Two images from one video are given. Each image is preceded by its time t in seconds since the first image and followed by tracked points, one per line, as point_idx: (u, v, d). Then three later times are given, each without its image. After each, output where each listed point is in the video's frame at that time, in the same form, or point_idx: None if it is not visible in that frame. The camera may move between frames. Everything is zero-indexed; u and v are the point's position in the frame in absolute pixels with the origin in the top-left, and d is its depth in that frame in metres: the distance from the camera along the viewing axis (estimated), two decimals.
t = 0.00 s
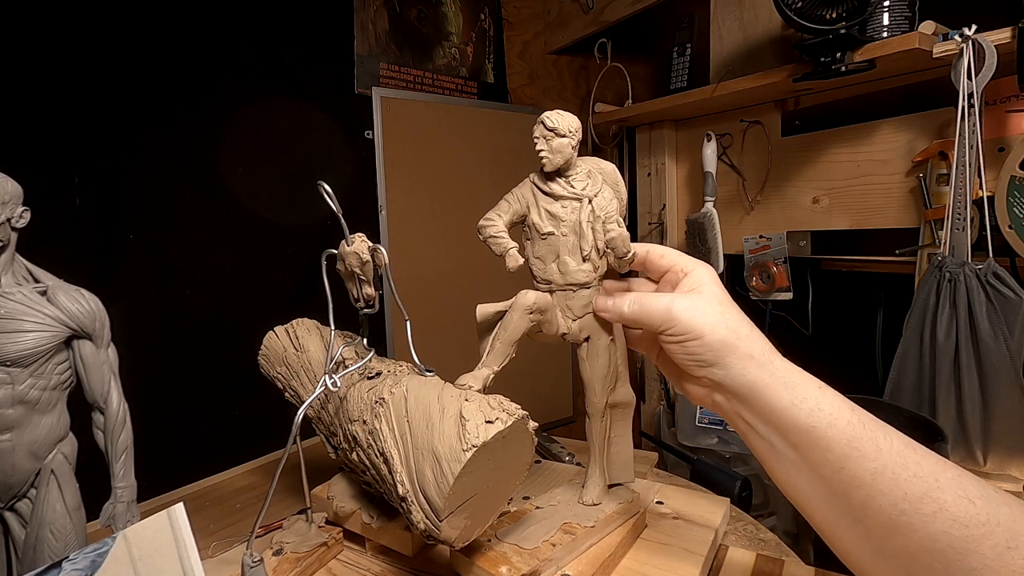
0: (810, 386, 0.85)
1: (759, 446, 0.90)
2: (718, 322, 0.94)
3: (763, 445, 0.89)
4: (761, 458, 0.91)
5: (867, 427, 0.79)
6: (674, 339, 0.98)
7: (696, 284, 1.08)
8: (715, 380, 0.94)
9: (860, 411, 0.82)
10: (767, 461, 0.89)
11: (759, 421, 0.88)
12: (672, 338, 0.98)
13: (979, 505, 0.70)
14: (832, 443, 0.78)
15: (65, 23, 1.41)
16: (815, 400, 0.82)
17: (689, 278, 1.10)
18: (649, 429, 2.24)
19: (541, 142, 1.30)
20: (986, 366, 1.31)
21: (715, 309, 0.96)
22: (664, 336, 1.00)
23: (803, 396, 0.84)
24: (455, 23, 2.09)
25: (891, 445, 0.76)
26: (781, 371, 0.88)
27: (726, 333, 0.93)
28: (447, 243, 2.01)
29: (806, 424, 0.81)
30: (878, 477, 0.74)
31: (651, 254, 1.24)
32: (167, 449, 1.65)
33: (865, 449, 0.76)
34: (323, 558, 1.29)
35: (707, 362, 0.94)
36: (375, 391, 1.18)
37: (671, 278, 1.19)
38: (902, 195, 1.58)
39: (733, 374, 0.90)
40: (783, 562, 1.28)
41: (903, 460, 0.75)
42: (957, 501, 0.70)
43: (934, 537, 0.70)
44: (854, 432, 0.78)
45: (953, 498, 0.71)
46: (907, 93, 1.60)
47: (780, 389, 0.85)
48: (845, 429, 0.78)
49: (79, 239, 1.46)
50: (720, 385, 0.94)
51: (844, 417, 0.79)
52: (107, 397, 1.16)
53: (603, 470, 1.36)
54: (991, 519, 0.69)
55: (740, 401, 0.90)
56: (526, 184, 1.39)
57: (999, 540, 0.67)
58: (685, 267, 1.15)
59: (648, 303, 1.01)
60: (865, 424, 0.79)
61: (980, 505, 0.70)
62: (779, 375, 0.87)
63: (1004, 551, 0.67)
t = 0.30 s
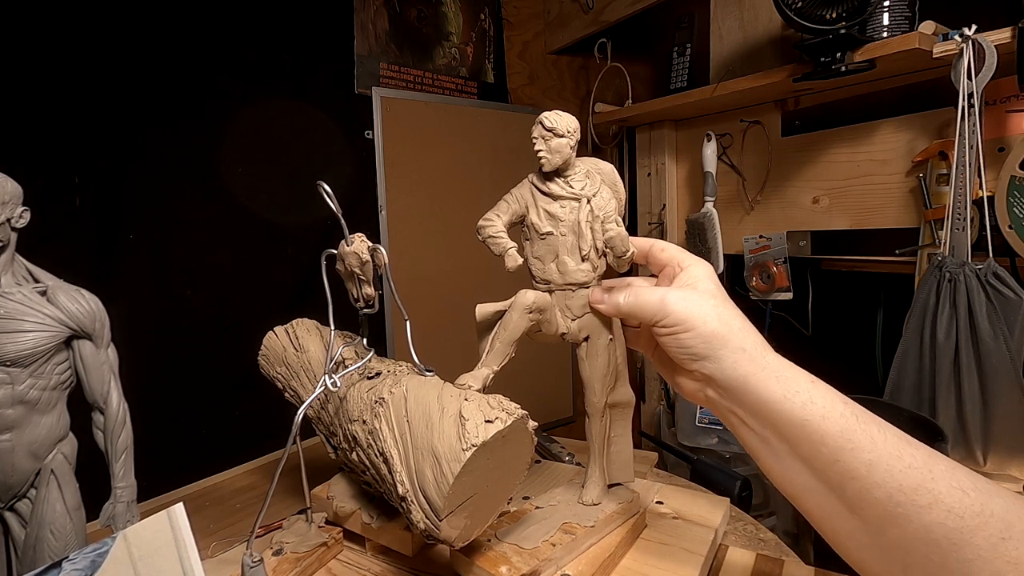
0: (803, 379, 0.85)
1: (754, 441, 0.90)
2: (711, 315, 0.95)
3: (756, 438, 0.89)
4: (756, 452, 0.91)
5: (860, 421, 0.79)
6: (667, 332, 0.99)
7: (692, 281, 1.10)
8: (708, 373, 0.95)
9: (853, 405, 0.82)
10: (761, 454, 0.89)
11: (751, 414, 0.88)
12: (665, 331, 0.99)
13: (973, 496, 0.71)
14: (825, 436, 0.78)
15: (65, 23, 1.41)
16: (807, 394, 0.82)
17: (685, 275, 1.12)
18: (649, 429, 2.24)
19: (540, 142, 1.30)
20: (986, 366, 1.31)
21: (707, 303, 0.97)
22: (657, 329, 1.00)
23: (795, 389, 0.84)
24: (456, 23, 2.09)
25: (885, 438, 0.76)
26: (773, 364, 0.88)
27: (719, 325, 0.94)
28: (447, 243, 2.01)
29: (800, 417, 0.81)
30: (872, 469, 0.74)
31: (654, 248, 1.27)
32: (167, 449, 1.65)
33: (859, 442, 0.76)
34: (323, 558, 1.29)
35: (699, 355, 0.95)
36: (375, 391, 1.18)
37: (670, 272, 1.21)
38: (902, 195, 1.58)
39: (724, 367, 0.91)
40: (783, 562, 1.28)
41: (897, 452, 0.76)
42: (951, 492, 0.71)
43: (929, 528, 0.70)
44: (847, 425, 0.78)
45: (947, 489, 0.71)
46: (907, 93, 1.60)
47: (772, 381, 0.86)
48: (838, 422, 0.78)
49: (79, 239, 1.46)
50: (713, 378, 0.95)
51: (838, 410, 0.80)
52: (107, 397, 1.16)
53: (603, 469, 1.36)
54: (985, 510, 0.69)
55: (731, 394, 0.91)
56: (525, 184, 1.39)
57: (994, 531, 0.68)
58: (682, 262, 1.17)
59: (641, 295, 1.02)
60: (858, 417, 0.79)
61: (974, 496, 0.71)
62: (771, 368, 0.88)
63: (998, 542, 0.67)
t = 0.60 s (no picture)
0: (802, 378, 0.85)
1: (753, 439, 0.90)
2: (710, 314, 0.95)
3: (756, 437, 0.89)
4: (756, 450, 0.91)
5: (859, 420, 0.79)
6: (666, 331, 0.99)
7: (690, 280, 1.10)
8: (707, 372, 0.94)
9: (852, 404, 0.82)
10: (760, 453, 0.89)
11: (751, 413, 0.88)
12: (664, 330, 0.99)
13: (972, 495, 0.71)
14: (823, 435, 0.78)
15: (65, 23, 1.41)
16: (807, 393, 0.82)
17: (683, 274, 1.11)
18: (649, 429, 2.24)
19: (539, 142, 1.30)
20: (986, 366, 1.31)
21: (706, 302, 0.97)
22: (657, 328, 1.00)
23: (795, 388, 0.83)
24: (455, 23, 2.09)
25: (884, 437, 0.76)
26: (772, 363, 0.88)
27: (718, 324, 0.93)
28: (447, 242, 2.01)
29: (798, 416, 0.81)
30: (870, 469, 0.74)
31: (652, 249, 1.25)
32: (167, 448, 1.66)
33: (857, 441, 0.76)
34: (323, 558, 1.29)
35: (699, 354, 0.94)
36: (374, 391, 1.18)
37: (669, 273, 1.20)
38: (902, 195, 1.58)
39: (724, 365, 0.90)
40: (782, 562, 1.28)
41: (896, 451, 0.75)
42: (949, 491, 0.71)
43: (926, 527, 0.70)
44: (846, 424, 0.78)
45: (946, 488, 0.71)
46: (907, 93, 1.59)
47: (772, 380, 0.85)
48: (837, 422, 0.78)
49: (79, 239, 1.46)
50: (712, 377, 0.94)
51: (837, 409, 0.79)
52: (106, 397, 1.16)
53: (603, 469, 1.36)
54: (984, 509, 0.69)
55: (731, 393, 0.90)
56: (524, 184, 1.39)
57: (992, 530, 0.68)
58: (679, 260, 1.17)
59: (639, 295, 1.01)
60: (857, 416, 0.79)
61: (972, 495, 0.70)
62: (771, 366, 0.87)
63: (996, 540, 0.67)
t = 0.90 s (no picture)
0: (815, 374, 0.84)
1: (764, 436, 0.90)
2: (716, 313, 0.94)
3: (768, 435, 0.88)
4: (765, 446, 0.91)
5: (873, 417, 0.78)
6: (674, 335, 0.98)
7: (689, 275, 1.08)
8: (719, 372, 0.94)
9: (863, 399, 0.81)
10: (772, 451, 0.88)
11: (764, 412, 0.87)
12: (671, 334, 0.98)
13: (984, 495, 0.71)
14: (838, 435, 0.77)
15: (65, 23, 1.41)
16: (820, 390, 0.82)
17: (682, 270, 1.10)
18: (649, 429, 2.24)
19: (541, 142, 1.30)
20: (986, 366, 1.31)
21: (711, 300, 0.96)
22: (663, 332, 0.99)
23: (808, 386, 0.83)
24: (455, 23, 2.09)
25: (896, 436, 0.76)
26: (784, 359, 0.87)
27: (725, 324, 0.92)
28: (448, 243, 2.01)
29: (811, 416, 0.80)
30: (882, 468, 0.74)
31: (649, 247, 1.25)
32: (167, 448, 1.65)
33: (870, 439, 0.76)
34: (323, 558, 1.29)
35: (709, 355, 0.93)
36: (375, 391, 1.18)
37: (669, 271, 1.18)
38: (902, 195, 1.58)
39: (736, 365, 0.89)
40: (783, 563, 1.28)
41: (908, 449, 0.75)
42: (961, 492, 0.71)
43: (937, 527, 0.71)
44: (860, 422, 0.77)
45: (958, 489, 0.71)
46: (908, 93, 1.60)
47: (785, 379, 0.84)
48: (851, 420, 0.78)
49: (79, 239, 1.46)
50: (725, 377, 0.93)
51: (851, 407, 0.79)
52: (107, 398, 1.16)
53: (603, 469, 1.36)
54: (994, 510, 0.69)
55: (744, 392, 0.90)
56: (526, 184, 1.40)
57: (1003, 531, 0.68)
58: (676, 258, 1.15)
59: (640, 301, 0.99)
60: (871, 414, 0.78)
61: (984, 496, 0.71)
62: (782, 364, 0.86)
63: (1008, 542, 0.68)
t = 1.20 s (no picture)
0: (799, 370, 0.85)
1: (750, 432, 0.90)
2: (701, 307, 0.96)
3: (753, 430, 0.89)
4: (751, 442, 0.92)
5: (857, 413, 0.79)
6: (659, 327, 1.01)
7: (682, 274, 1.13)
8: (703, 366, 0.96)
9: (849, 396, 0.82)
10: (758, 447, 0.89)
11: (750, 407, 0.88)
12: (657, 327, 1.01)
13: (971, 490, 0.70)
14: (822, 429, 0.78)
15: (65, 23, 1.41)
16: (805, 386, 0.83)
17: (675, 271, 1.14)
18: (649, 429, 2.24)
19: (541, 142, 1.30)
20: (986, 366, 1.31)
21: (698, 295, 0.98)
22: (650, 325, 1.02)
23: (793, 381, 0.84)
24: (456, 23, 2.09)
25: (882, 430, 0.76)
26: (768, 354, 0.89)
27: (709, 318, 0.94)
28: (447, 243, 2.01)
29: (796, 410, 0.81)
30: (869, 463, 0.74)
31: (644, 247, 1.31)
32: (167, 449, 1.65)
33: (856, 434, 0.76)
34: (323, 558, 1.29)
35: (694, 348, 0.96)
36: (375, 391, 1.18)
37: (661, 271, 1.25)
38: (902, 195, 1.58)
39: (719, 358, 0.91)
40: (783, 563, 1.28)
41: (895, 444, 0.75)
42: (948, 486, 0.70)
43: (925, 522, 0.70)
44: (844, 417, 0.78)
45: (945, 483, 0.71)
46: (908, 93, 1.59)
47: (769, 373, 0.86)
48: (835, 415, 0.78)
49: (79, 239, 1.46)
50: (709, 371, 0.95)
51: (835, 403, 0.79)
52: (107, 397, 1.16)
53: (603, 469, 1.36)
54: (982, 504, 0.69)
55: (728, 387, 0.91)
56: (526, 184, 1.40)
57: (990, 526, 0.67)
58: (671, 257, 1.22)
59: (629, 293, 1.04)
60: (855, 410, 0.79)
61: (971, 490, 0.70)
62: (767, 359, 0.88)
63: (996, 536, 0.67)
